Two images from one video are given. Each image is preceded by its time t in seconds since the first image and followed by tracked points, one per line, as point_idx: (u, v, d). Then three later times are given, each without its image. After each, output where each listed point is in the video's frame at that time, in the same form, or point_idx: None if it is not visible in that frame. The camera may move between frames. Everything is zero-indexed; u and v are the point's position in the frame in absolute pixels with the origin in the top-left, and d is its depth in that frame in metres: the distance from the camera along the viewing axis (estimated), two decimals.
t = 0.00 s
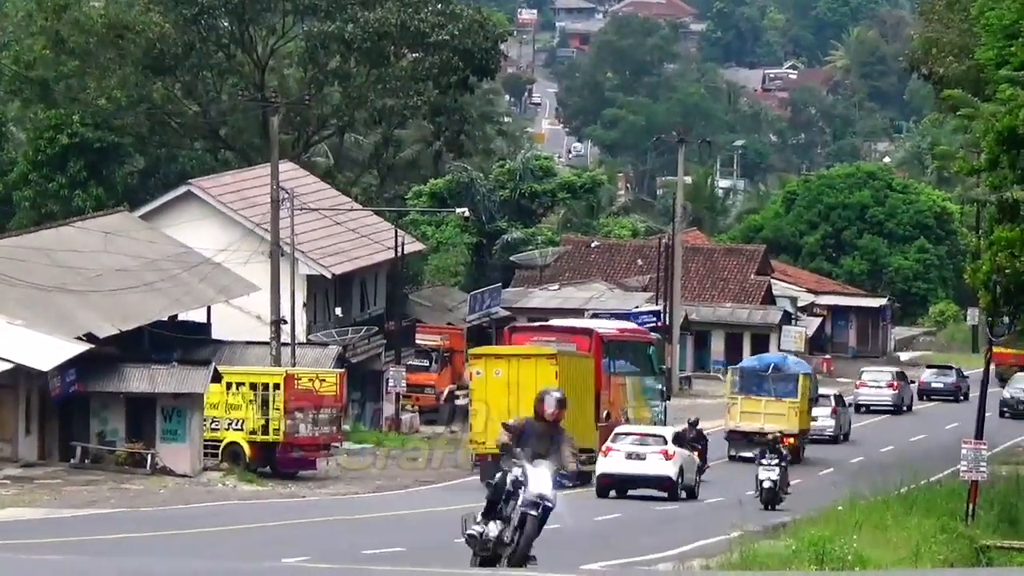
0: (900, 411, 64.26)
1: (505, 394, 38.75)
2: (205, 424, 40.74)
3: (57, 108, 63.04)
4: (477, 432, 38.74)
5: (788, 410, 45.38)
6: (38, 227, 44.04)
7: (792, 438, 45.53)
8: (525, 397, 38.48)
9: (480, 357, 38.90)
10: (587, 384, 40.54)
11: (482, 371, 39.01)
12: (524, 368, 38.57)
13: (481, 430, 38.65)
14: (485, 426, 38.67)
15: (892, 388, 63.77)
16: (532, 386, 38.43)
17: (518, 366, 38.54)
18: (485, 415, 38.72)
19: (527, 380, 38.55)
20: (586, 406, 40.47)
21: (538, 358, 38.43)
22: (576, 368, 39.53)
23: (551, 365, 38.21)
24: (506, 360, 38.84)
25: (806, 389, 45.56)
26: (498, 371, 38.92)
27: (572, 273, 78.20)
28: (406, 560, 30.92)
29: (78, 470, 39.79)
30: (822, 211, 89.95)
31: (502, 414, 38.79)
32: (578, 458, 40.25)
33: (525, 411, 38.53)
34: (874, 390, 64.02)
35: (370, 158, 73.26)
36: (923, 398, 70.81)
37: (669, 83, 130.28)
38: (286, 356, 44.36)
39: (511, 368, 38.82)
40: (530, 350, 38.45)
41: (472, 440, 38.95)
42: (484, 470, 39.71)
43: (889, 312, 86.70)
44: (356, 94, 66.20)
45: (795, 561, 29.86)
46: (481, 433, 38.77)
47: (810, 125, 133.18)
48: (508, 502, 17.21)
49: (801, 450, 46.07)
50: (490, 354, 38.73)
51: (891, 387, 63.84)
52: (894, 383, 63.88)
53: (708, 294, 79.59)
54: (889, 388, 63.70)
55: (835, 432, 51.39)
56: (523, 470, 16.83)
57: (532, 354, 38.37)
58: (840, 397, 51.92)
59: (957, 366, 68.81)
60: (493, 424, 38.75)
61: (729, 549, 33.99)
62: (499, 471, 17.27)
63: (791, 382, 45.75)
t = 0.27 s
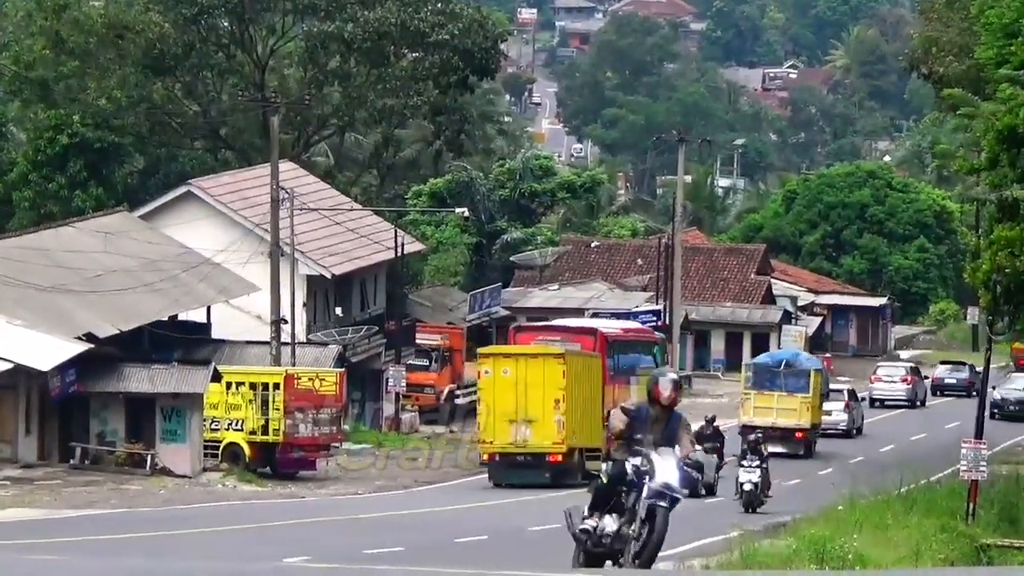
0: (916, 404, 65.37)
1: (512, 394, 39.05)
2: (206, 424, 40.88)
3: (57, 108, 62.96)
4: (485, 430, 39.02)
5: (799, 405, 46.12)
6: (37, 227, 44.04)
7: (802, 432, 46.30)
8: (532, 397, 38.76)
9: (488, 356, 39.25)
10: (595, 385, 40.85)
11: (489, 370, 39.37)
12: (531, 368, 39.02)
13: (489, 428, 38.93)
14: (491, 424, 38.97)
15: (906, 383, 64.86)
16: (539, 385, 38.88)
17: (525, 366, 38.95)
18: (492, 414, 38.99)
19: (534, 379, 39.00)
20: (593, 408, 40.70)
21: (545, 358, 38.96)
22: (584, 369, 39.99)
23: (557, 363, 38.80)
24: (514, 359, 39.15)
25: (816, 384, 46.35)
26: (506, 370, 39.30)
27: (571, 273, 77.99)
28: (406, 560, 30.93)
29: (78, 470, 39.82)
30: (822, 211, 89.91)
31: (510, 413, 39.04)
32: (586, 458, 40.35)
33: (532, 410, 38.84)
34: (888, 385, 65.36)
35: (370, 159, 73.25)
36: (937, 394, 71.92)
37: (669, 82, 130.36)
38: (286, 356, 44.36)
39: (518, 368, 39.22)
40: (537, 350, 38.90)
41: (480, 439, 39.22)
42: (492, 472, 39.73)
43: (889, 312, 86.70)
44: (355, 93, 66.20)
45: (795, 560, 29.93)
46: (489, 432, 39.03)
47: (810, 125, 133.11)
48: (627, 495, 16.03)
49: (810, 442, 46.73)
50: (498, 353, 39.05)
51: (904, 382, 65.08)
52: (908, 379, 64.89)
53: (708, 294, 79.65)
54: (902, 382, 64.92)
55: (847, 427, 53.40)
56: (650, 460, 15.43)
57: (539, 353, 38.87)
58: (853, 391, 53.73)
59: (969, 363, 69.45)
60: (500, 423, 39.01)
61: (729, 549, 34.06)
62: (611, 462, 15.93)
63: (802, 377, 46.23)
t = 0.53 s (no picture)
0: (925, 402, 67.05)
1: (516, 394, 40.21)
2: (201, 424, 40.84)
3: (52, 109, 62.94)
4: (489, 429, 40.01)
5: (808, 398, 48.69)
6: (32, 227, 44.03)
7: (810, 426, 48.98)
8: (536, 396, 39.92)
9: (491, 357, 40.51)
10: (595, 390, 42.10)
11: (493, 371, 40.61)
12: (534, 368, 40.30)
13: (493, 427, 39.95)
14: (495, 423, 40.02)
15: (915, 380, 66.42)
16: (541, 384, 40.10)
17: (529, 366, 40.19)
18: (497, 413, 40.05)
19: (537, 380, 40.20)
20: (594, 411, 41.86)
21: (548, 359, 40.24)
22: (584, 372, 41.26)
23: (560, 363, 40.10)
24: (517, 360, 40.44)
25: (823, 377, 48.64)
26: (509, 371, 40.46)
27: (567, 273, 78.47)
28: (401, 561, 30.95)
29: (74, 471, 39.84)
30: (818, 211, 89.88)
31: (513, 413, 40.11)
32: (587, 458, 41.45)
33: (534, 409, 39.91)
34: (898, 380, 66.71)
35: (365, 159, 73.29)
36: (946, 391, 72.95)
37: (665, 83, 130.41)
38: (280, 357, 44.34)
39: (521, 369, 40.44)
40: (540, 351, 40.18)
41: (484, 438, 40.19)
42: (496, 471, 40.74)
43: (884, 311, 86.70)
44: (352, 95, 66.25)
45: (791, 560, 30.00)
46: (493, 431, 40.04)
47: (805, 125, 133.18)
48: (809, 486, 15.56)
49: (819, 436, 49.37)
50: (501, 353, 40.32)
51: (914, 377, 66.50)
52: (917, 375, 66.57)
53: (703, 295, 79.64)
54: (911, 379, 66.47)
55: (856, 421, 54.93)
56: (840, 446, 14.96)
57: (542, 353, 40.17)
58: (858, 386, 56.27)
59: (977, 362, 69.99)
60: (504, 423, 40.05)
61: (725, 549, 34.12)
62: (787, 454, 15.57)
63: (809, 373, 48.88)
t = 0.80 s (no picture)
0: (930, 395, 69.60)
1: (517, 391, 40.36)
2: (195, 423, 40.94)
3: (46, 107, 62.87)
4: (490, 427, 40.35)
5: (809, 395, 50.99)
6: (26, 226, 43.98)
7: (813, 421, 51.09)
8: (536, 393, 40.07)
9: (492, 354, 40.50)
10: (595, 381, 42.27)
11: (494, 368, 40.65)
12: (534, 365, 40.31)
13: (494, 425, 40.26)
14: (496, 421, 40.32)
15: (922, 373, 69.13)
16: (542, 382, 40.17)
17: (529, 363, 40.21)
18: (497, 411, 40.33)
19: (537, 377, 40.27)
20: (594, 403, 42.12)
21: (548, 356, 40.23)
22: (584, 365, 41.26)
23: (560, 360, 40.08)
24: (517, 356, 40.44)
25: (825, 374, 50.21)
26: (510, 368, 40.49)
27: (561, 271, 77.94)
28: (397, 558, 30.99)
29: (68, 470, 39.81)
30: (812, 207, 89.86)
31: (514, 410, 40.38)
32: (587, 453, 41.88)
33: (535, 406, 40.13)
34: (905, 374, 69.38)
35: (359, 157, 73.28)
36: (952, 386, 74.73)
37: (658, 80, 130.47)
38: (276, 356, 44.31)
39: (522, 365, 40.47)
40: (540, 347, 40.12)
41: (485, 435, 40.54)
42: (497, 467, 41.14)
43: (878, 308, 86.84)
44: (345, 93, 66.23)
45: (787, 558, 30.07)
46: (494, 428, 40.36)
47: (798, 123, 133.25)
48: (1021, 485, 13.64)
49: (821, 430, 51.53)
50: (501, 351, 40.31)
51: (920, 372, 69.20)
52: (924, 369, 69.21)
53: (697, 292, 79.46)
54: (918, 372, 69.23)
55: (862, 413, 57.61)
56: None
57: (542, 351, 40.14)
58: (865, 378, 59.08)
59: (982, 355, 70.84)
60: (505, 420, 40.36)
61: (720, 547, 34.16)
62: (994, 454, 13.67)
63: (812, 371, 50.43)
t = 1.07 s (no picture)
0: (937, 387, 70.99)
1: (519, 387, 40.45)
2: (191, 419, 40.86)
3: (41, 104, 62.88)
4: (493, 422, 40.47)
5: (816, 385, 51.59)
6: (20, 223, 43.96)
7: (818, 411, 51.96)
8: (539, 389, 40.17)
9: (495, 350, 40.53)
10: (597, 378, 42.42)
11: (497, 364, 40.70)
12: (537, 361, 40.38)
13: (497, 420, 40.37)
14: (499, 416, 40.42)
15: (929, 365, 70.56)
16: (545, 378, 40.27)
17: (532, 359, 40.31)
18: (500, 406, 40.43)
19: (540, 373, 40.35)
20: (596, 400, 42.27)
21: (551, 351, 40.33)
22: (587, 362, 41.37)
23: (563, 356, 40.21)
24: (520, 352, 40.48)
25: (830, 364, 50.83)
26: (513, 363, 40.58)
27: (555, 267, 78.28)
28: (391, 555, 30.98)
29: (63, 466, 39.83)
30: (807, 203, 89.83)
31: (517, 405, 40.49)
32: (589, 449, 42.06)
33: (538, 401, 40.24)
34: (913, 366, 70.81)
35: (354, 154, 73.31)
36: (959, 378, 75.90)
37: (653, 76, 130.54)
38: (269, 352, 44.28)
39: (525, 361, 40.55)
40: (543, 343, 40.23)
41: (488, 430, 40.67)
42: (499, 462, 41.30)
43: (873, 304, 86.91)
44: (340, 89, 66.23)
45: (781, 553, 30.13)
46: (497, 423, 40.49)
47: (793, 118, 133.29)
48: None
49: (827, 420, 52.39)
50: (505, 347, 40.33)
51: (929, 364, 70.68)
52: (932, 361, 70.57)
53: (691, 288, 79.35)
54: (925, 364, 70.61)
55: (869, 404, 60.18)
56: None
57: (545, 346, 40.23)
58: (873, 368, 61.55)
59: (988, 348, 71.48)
60: (508, 415, 40.48)
61: (714, 542, 34.23)
62: None
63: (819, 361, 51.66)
